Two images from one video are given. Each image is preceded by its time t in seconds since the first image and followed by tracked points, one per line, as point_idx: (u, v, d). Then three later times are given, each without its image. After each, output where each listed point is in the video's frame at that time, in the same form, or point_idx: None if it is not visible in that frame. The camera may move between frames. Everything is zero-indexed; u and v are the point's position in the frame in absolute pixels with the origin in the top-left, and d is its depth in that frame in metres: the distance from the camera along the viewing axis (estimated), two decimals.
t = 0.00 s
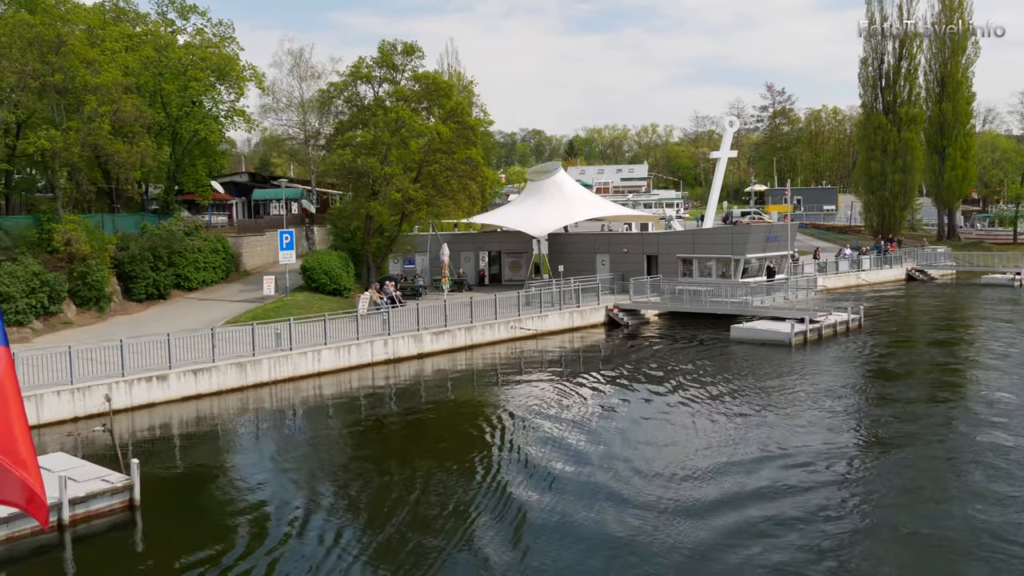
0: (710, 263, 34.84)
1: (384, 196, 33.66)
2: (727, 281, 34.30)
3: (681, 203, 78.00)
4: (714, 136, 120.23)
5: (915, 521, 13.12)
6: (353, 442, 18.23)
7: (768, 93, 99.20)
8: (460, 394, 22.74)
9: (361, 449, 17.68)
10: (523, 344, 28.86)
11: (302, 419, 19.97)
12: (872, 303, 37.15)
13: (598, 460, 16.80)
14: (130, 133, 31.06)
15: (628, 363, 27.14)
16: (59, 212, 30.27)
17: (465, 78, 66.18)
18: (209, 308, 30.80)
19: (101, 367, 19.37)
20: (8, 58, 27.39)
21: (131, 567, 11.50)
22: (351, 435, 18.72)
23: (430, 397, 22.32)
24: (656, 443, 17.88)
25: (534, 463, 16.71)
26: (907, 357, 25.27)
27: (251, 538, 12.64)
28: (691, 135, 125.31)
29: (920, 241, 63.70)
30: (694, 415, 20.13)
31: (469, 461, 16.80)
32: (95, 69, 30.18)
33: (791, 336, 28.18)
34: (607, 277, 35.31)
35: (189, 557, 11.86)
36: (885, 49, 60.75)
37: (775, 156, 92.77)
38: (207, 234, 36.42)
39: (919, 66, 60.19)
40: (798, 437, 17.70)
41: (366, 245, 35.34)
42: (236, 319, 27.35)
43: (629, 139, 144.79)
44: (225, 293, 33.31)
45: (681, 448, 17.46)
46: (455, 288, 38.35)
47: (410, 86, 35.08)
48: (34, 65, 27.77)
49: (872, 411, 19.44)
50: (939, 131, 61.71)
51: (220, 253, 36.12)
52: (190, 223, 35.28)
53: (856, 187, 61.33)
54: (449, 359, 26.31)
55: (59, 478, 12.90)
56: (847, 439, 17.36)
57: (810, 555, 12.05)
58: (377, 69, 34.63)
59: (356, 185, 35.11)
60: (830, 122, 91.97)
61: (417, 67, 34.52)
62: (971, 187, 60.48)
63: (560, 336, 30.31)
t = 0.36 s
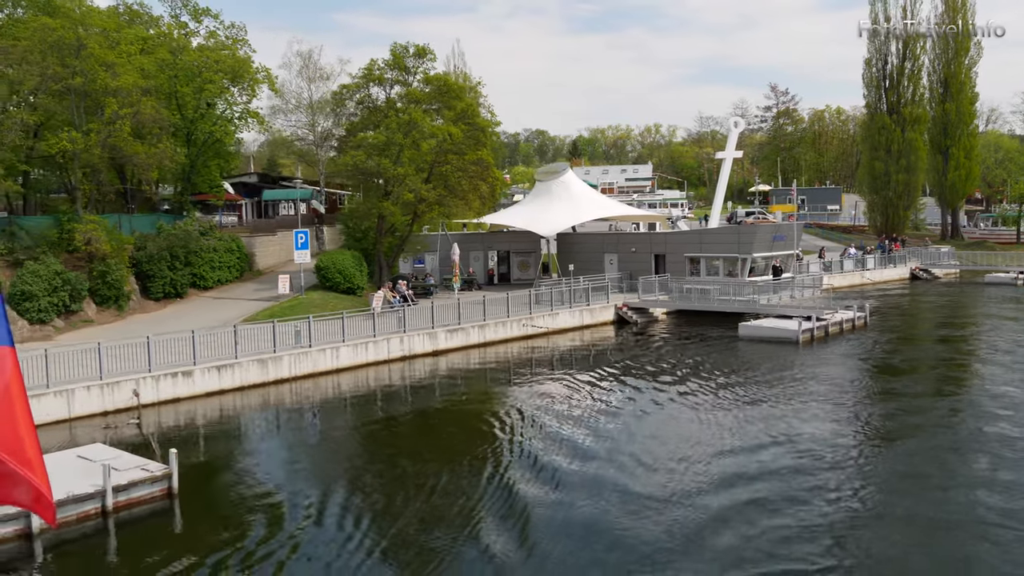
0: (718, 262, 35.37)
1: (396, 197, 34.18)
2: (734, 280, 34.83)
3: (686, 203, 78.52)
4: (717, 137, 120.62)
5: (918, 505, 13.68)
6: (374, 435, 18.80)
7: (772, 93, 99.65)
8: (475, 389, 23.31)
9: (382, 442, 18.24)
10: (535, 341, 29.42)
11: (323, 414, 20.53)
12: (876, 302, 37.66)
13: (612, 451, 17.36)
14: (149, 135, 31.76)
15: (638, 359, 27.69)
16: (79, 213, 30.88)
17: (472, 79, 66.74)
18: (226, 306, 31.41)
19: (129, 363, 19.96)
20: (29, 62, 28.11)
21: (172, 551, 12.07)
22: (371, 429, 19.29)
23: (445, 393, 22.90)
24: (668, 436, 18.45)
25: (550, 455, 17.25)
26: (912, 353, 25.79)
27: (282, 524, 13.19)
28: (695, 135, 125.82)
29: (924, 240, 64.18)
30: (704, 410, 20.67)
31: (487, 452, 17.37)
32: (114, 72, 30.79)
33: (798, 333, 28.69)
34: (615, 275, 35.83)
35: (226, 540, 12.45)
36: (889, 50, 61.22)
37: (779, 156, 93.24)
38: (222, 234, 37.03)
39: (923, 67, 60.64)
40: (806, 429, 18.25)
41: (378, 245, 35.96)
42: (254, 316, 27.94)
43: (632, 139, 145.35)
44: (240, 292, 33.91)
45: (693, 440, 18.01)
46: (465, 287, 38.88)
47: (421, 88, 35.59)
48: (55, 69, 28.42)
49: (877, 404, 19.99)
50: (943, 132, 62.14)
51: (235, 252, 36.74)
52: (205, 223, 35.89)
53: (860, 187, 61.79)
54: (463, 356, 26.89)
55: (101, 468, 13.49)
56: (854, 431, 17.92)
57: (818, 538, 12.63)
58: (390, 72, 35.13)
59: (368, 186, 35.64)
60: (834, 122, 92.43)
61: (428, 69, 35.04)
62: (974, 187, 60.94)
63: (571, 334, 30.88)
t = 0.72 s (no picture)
0: (725, 260, 35.89)
1: (408, 196, 34.77)
2: (741, 278, 35.35)
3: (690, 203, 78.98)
4: (721, 137, 121.01)
5: (922, 493, 14.22)
6: (396, 428, 19.39)
7: (775, 93, 100.06)
8: (490, 385, 23.87)
9: (404, 435, 18.81)
10: (546, 338, 29.99)
11: (344, 408, 21.10)
12: (881, 300, 38.19)
13: (627, 443, 17.90)
14: (168, 136, 32.61)
15: (647, 356, 28.24)
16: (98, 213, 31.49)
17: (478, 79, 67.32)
18: (242, 304, 31.98)
19: (155, 358, 20.51)
20: (54, 66, 29.06)
21: (211, 537, 12.59)
22: (393, 423, 19.86)
23: (462, 388, 23.47)
24: (680, 428, 19.02)
25: (567, 447, 17.81)
26: (917, 349, 26.33)
27: (313, 512, 13.74)
28: (698, 135, 126.23)
29: (928, 239, 64.66)
30: (714, 404, 21.22)
31: (506, 445, 17.93)
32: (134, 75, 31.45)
33: (806, 331, 29.21)
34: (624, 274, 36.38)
35: (260, 526, 13.02)
36: (893, 51, 61.66)
37: (782, 156, 93.69)
38: (236, 233, 37.62)
39: (927, 67, 61.09)
40: (816, 421, 18.80)
41: (390, 244, 36.61)
42: (269, 314, 28.49)
43: (635, 139, 145.76)
44: (255, 290, 34.51)
45: (705, 432, 18.56)
46: (475, 286, 39.42)
47: (433, 89, 36.11)
48: (75, 72, 29.16)
49: (885, 398, 20.57)
50: (946, 131, 62.57)
51: (249, 251, 37.34)
52: (220, 223, 36.47)
53: (864, 186, 62.25)
54: (476, 352, 27.46)
55: (140, 456, 13.94)
56: (863, 423, 18.48)
57: (826, 523, 13.17)
58: (403, 73, 35.65)
59: (381, 185, 36.16)
60: (838, 122, 92.82)
61: (440, 71, 35.57)
62: (978, 187, 61.41)
63: (581, 331, 31.44)
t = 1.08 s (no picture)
0: (732, 259, 36.43)
1: (420, 195, 35.34)
2: (749, 276, 35.90)
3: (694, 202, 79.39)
4: (725, 137, 121.41)
5: (928, 480, 14.72)
6: (416, 421, 19.94)
7: (779, 92, 100.46)
8: (505, 380, 24.41)
9: (424, 427, 19.37)
10: (558, 335, 30.56)
11: (364, 402, 21.66)
12: (886, 298, 38.71)
13: (640, 435, 18.45)
14: (186, 137, 33.34)
15: (656, 352, 28.78)
16: (116, 212, 32.05)
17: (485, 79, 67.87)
18: (258, 302, 32.53)
19: (181, 354, 21.05)
20: (77, 70, 29.86)
21: (247, 521, 13.15)
22: (412, 416, 20.42)
23: (477, 383, 24.03)
24: (692, 421, 19.56)
25: (584, 438, 18.35)
26: (923, 345, 26.87)
27: (339, 497, 14.34)
28: (701, 134, 126.65)
29: (932, 238, 65.11)
30: (725, 397, 21.75)
31: (523, 437, 18.48)
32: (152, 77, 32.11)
33: (814, 327, 29.71)
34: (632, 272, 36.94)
35: (292, 511, 13.58)
36: (897, 51, 62.09)
37: (786, 155, 94.10)
38: (250, 232, 38.19)
39: (931, 67, 61.52)
40: (825, 414, 19.34)
41: (402, 243, 37.21)
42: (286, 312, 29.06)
43: (639, 138, 146.12)
44: (270, 289, 35.09)
45: (717, 424, 19.11)
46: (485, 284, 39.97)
47: (445, 89, 36.65)
48: (95, 73, 29.86)
49: (892, 391, 21.10)
50: (950, 131, 62.99)
51: (263, 250, 37.92)
52: (234, 222, 37.04)
53: (868, 186, 62.71)
54: (490, 349, 28.03)
55: (176, 446, 14.50)
56: (871, 415, 19.02)
57: (835, 507, 13.67)
58: (415, 75, 36.19)
59: (393, 185, 36.69)
60: (842, 121, 93.17)
61: (451, 72, 36.10)
62: (981, 186, 61.85)
63: (592, 328, 31.97)
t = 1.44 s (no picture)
0: (739, 257, 36.96)
1: (431, 194, 35.88)
2: (755, 274, 36.43)
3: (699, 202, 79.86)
4: (730, 136, 121.89)
5: (932, 468, 15.23)
6: (435, 414, 20.50)
7: (783, 92, 100.91)
8: (518, 375, 24.96)
9: (442, 420, 19.91)
10: (568, 332, 31.14)
11: (382, 396, 22.22)
12: (891, 296, 39.19)
13: (653, 426, 18.99)
14: (203, 138, 33.96)
15: (666, 348, 29.32)
16: (134, 212, 32.64)
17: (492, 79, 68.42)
18: (273, 300, 33.07)
19: (205, 348, 21.63)
20: (95, 72, 30.47)
21: (278, 507, 13.69)
22: (431, 409, 20.98)
23: (491, 378, 24.62)
24: (703, 413, 20.12)
25: (599, 429, 18.86)
26: (927, 341, 27.37)
27: (365, 484, 14.90)
28: (705, 134, 127.16)
29: (935, 237, 65.57)
30: (735, 391, 22.31)
31: (539, 428, 19.05)
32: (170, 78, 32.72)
33: (820, 325, 30.23)
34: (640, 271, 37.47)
35: (321, 497, 14.13)
36: (901, 51, 62.56)
37: (790, 155, 94.54)
38: (263, 231, 38.80)
39: (934, 68, 61.98)
40: (834, 406, 19.89)
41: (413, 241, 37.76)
42: (302, 309, 29.65)
43: (642, 138, 146.64)
44: (284, 286, 35.66)
45: (728, 415, 19.66)
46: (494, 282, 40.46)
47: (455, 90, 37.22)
48: (114, 75, 30.51)
49: (897, 385, 21.66)
50: (954, 130, 63.39)
51: (276, 249, 38.52)
52: (249, 221, 37.61)
53: (873, 185, 63.16)
54: (502, 345, 28.60)
55: (210, 436, 15.07)
56: (878, 407, 19.55)
57: (843, 493, 14.21)
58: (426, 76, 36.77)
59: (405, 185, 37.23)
60: (846, 121, 93.58)
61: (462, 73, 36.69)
62: (985, 185, 62.26)
63: (601, 325, 32.55)
